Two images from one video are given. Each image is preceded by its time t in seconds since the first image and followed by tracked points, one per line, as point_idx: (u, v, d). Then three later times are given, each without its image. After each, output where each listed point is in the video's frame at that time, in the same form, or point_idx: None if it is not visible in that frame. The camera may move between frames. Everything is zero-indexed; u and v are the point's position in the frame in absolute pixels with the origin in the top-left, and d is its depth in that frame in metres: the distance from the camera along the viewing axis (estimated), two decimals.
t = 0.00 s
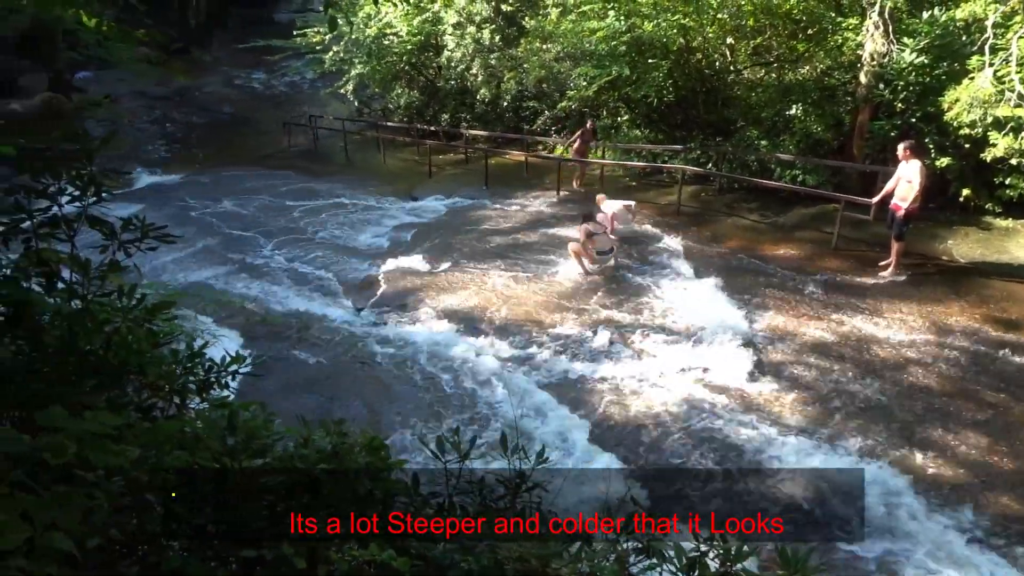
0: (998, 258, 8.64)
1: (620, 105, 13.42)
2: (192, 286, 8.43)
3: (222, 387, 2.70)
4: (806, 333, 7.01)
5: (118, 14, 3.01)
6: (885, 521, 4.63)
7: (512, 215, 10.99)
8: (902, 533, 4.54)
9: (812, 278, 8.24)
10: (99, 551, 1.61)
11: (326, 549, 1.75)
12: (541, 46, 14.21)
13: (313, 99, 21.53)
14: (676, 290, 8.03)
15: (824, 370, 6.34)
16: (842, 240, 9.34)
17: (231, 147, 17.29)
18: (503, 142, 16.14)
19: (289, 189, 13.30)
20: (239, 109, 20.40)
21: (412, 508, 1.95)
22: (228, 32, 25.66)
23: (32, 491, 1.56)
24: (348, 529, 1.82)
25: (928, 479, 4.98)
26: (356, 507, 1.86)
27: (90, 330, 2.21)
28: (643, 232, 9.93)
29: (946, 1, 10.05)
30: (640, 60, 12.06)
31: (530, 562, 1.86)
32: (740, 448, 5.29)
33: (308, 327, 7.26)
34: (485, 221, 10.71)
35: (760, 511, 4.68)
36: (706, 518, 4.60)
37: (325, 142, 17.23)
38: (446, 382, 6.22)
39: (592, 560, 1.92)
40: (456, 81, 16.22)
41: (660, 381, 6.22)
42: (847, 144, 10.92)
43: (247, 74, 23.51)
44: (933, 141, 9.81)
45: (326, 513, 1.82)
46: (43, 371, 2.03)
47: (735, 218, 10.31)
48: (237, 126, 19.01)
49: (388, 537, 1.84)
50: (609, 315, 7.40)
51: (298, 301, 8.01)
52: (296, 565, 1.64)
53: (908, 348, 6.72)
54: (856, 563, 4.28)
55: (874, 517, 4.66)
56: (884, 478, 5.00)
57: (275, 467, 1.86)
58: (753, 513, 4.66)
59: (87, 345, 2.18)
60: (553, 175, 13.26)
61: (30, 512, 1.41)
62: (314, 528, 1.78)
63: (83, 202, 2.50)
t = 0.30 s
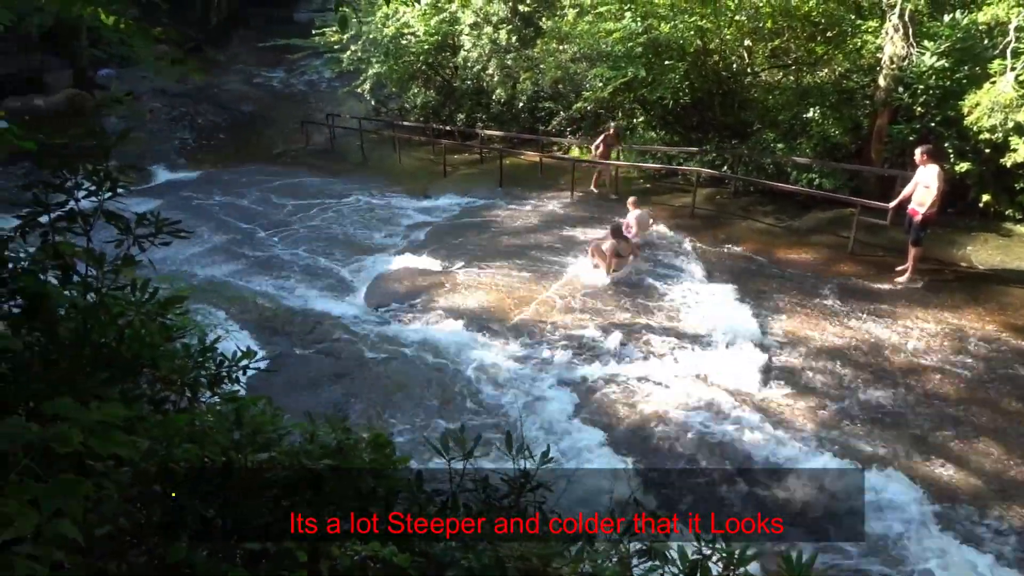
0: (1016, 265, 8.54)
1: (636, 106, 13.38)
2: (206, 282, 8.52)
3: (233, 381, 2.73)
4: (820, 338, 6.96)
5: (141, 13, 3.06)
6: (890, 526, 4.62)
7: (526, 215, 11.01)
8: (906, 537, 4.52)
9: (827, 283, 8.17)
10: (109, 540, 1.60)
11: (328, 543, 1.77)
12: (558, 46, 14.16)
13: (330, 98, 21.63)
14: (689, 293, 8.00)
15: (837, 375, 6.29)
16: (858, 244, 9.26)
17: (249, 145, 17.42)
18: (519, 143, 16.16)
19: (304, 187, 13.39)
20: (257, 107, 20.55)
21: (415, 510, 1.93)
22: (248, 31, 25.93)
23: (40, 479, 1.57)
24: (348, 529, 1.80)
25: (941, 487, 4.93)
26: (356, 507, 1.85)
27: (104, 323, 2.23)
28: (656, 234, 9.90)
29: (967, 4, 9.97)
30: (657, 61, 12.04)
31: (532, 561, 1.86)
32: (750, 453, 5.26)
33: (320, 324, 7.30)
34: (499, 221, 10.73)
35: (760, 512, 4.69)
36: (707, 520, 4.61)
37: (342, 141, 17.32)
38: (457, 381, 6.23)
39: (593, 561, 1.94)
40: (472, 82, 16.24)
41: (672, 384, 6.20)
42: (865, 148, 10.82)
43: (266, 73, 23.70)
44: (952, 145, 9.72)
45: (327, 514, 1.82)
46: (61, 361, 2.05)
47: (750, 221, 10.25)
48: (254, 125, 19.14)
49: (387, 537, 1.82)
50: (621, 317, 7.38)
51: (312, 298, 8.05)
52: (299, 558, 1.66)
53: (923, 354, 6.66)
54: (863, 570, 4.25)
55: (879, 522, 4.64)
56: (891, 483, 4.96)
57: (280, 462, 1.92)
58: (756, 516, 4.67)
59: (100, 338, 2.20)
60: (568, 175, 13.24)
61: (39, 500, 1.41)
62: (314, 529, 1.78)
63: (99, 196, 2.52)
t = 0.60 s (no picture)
0: None
1: (647, 108, 13.07)
2: (216, 278, 8.59)
3: (238, 378, 2.77)
4: (829, 342, 6.93)
5: (154, 13, 3.08)
6: (893, 531, 4.60)
7: (535, 216, 11.01)
8: (907, 541, 4.52)
9: (836, 287, 8.14)
10: (108, 535, 1.63)
11: (325, 541, 1.76)
12: (570, 47, 14.21)
13: (342, 97, 21.69)
14: (698, 295, 7.98)
15: (845, 380, 6.26)
16: (868, 248, 9.22)
17: (260, 143, 17.50)
18: (529, 143, 16.18)
19: (315, 185, 13.44)
20: (269, 105, 20.64)
21: (416, 512, 1.94)
22: (261, 30, 26.17)
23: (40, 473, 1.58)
24: (348, 529, 1.82)
25: (947, 493, 4.91)
26: (358, 507, 1.87)
27: (110, 319, 2.26)
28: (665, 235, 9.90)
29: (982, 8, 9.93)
30: (668, 63, 12.07)
31: (529, 561, 1.86)
32: (755, 457, 5.25)
33: (328, 322, 7.34)
34: (508, 221, 10.75)
35: (761, 512, 4.70)
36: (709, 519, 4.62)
37: (353, 140, 17.39)
38: (461, 380, 6.25)
39: (592, 561, 1.94)
40: (483, 82, 16.25)
41: (678, 386, 6.19)
42: (877, 151, 10.72)
43: (279, 71, 23.82)
44: (965, 149, 9.63)
45: (326, 514, 1.83)
46: (68, 356, 2.09)
47: (760, 224, 10.21)
48: (266, 123, 19.23)
49: (387, 536, 1.84)
50: (629, 319, 7.37)
51: (319, 296, 8.09)
52: (296, 555, 1.66)
53: (932, 359, 6.61)
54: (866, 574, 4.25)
55: (881, 526, 4.63)
56: (895, 488, 4.95)
57: (282, 458, 1.91)
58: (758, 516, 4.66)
59: (107, 333, 2.23)
60: (577, 176, 13.24)
61: (39, 494, 1.44)
62: (314, 528, 1.79)
63: (107, 192, 2.53)
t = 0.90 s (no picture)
0: (1015, 272, 8.54)
1: (640, 109, 13.21)
2: (208, 278, 8.58)
3: (228, 379, 2.75)
4: (820, 342, 6.96)
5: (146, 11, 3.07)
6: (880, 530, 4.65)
7: (528, 216, 11.02)
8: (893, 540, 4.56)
9: (827, 288, 8.17)
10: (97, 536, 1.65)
11: (315, 542, 1.80)
12: (563, 48, 14.40)
13: (336, 96, 21.66)
14: (690, 296, 8.00)
15: (836, 381, 6.28)
16: (859, 250, 9.27)
17: (253, 142, 17.45)
18: (523, 143, 16.19)
19: (308, 184, 13.41)
20: (262, 104, 20.58)
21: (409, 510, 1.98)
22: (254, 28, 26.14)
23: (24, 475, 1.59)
24: (348, 529, 1.85)
25: (935, 492, 4.94)
26: (359, 507, 1.91)
27: (99, 319, 2.24)
28: (658, 236, 9.93)
29: (973, 10, 9.94)
30: (661, 64, 12.09)
31: (518, 561, 1.87)
32: (746, 457, 5.27)
33: (320, 322, 7.33)
34: (501, 221, 10.75)
35: (758, 510, 4.72)
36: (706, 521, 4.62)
37: (346, 139, 17.36)
38: (454, 380, 6.26)
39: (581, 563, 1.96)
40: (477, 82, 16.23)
41: (670, 386, 6.22)
42: (867, 154, 10.81)
43: (272, 70, 23.75)
44: (956, 151, 9.68)
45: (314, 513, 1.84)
46: (56, 356, 2.09)
47: (752, 225, 10.26)
48: (259, 121, 19.17)
49: (387, 536, 1.87)
50: (621, 319, 7.39)
51: (312, 296, 8.09)
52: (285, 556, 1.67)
53: (922, 360, 6.65)
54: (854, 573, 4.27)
55: (868, 526, 4.68)
56: (883, 487, 4.99)
57: (273, 459, 1.86)
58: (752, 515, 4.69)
59: (95, 332, 2.21)
60: (571, 176, 13.24)
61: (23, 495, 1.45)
62: (314, 529, 1.80)
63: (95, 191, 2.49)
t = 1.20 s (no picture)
0: (1003, 272, 8.60)
1: (632, 110, 12.98)
2: (199, 281, 8.53)
3: (219, 383, 2.74)
4: (811, 343, 6.99)
5: (133, 12, 3.02)
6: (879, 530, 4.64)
7: (520, 218, 11.01)
8: (890, 541, 4.55)
9: (818, 289, 8.21)
10: (89, 540, 1.64)
11: (309, 548, 1.77)
12: (554, 50, 14.18)
13: (326, 98, 21.62)
14: (682, 297, 8.02)
15: (827, 382, 6.30)
16: (849, 250, 9.30)
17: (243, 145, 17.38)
18: (515, 145, 16.20)
19: (298, 187, 13.37)
20: (253, 106, 20.51)
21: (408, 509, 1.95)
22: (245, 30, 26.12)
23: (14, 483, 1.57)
24: (348, 529, 1.83)
25: (927, 491, 4.96)
26: (358, 506, 1.87)
27: (88, 324, 2.25)
28: (649, 237, 9.96)
29: (959, 13, 9.98)
30: (651, 66, 12.00)
31: (513, 564, 1.86)
32: (739, 457, 5.28)
33: (311, 325, 7.30)
34: (493, 223, 10.75)
35: (759, 511, 4.76)
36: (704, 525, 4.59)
37: (337, 141, 17.33)
38: (446, 383, 6.25)
39: (576, 565, 1.93)
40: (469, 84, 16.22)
41: (662, 387, 6.22)
42: (856, 155, 10.83)
43: (262, 73, 23.69)
44: (942, 153, 9.71)
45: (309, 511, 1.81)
46: (43, 361, 2.07)
47: (743, 227, 10.30)
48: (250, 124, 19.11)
49: (388, 536, 1.84)
50: (614, 321, 7.40)
51: (303, 299, 8.06)
52: (278, 561, 1.66)
53: (912, 360, 6.68)
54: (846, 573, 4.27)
55: (868, 526, 4.66)
56: (884, 488, 4.99)
57: (264, 464, 1.86)
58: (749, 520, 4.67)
59: (83, 337, 2.23)
60: (563, 178, 13.24)
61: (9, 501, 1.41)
62: (314, 529, 1.79)
63: (84, 195, 2.46)
